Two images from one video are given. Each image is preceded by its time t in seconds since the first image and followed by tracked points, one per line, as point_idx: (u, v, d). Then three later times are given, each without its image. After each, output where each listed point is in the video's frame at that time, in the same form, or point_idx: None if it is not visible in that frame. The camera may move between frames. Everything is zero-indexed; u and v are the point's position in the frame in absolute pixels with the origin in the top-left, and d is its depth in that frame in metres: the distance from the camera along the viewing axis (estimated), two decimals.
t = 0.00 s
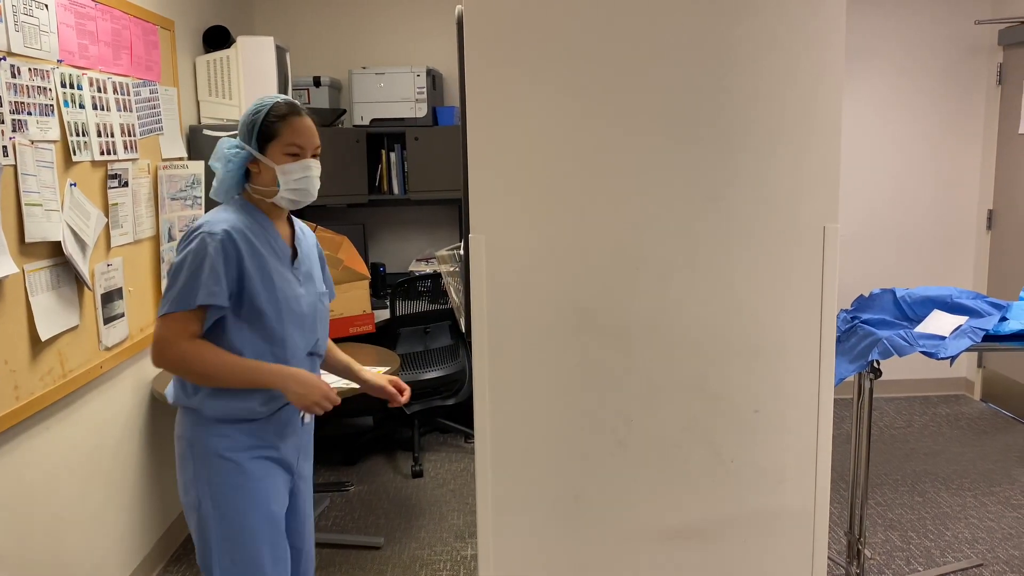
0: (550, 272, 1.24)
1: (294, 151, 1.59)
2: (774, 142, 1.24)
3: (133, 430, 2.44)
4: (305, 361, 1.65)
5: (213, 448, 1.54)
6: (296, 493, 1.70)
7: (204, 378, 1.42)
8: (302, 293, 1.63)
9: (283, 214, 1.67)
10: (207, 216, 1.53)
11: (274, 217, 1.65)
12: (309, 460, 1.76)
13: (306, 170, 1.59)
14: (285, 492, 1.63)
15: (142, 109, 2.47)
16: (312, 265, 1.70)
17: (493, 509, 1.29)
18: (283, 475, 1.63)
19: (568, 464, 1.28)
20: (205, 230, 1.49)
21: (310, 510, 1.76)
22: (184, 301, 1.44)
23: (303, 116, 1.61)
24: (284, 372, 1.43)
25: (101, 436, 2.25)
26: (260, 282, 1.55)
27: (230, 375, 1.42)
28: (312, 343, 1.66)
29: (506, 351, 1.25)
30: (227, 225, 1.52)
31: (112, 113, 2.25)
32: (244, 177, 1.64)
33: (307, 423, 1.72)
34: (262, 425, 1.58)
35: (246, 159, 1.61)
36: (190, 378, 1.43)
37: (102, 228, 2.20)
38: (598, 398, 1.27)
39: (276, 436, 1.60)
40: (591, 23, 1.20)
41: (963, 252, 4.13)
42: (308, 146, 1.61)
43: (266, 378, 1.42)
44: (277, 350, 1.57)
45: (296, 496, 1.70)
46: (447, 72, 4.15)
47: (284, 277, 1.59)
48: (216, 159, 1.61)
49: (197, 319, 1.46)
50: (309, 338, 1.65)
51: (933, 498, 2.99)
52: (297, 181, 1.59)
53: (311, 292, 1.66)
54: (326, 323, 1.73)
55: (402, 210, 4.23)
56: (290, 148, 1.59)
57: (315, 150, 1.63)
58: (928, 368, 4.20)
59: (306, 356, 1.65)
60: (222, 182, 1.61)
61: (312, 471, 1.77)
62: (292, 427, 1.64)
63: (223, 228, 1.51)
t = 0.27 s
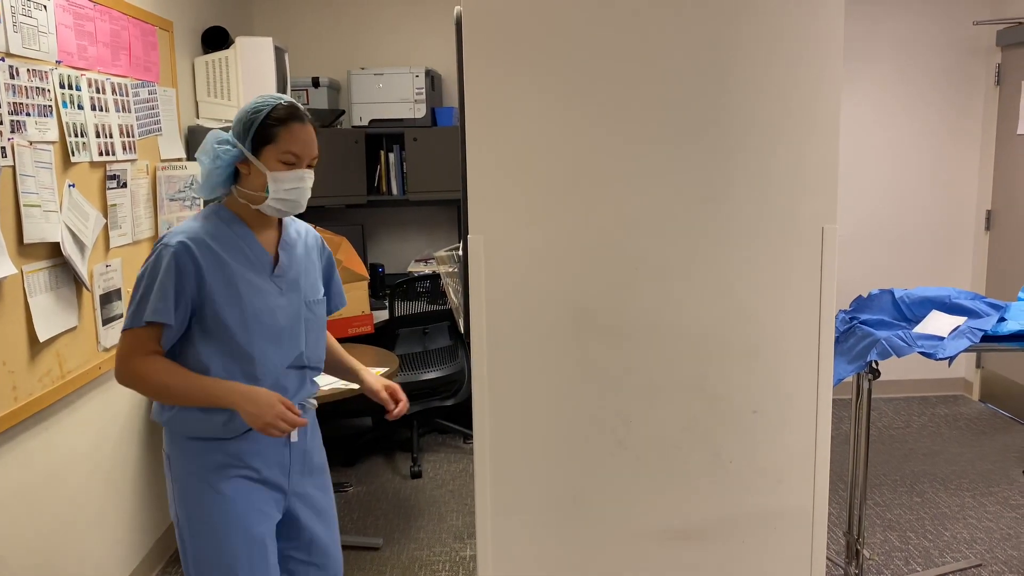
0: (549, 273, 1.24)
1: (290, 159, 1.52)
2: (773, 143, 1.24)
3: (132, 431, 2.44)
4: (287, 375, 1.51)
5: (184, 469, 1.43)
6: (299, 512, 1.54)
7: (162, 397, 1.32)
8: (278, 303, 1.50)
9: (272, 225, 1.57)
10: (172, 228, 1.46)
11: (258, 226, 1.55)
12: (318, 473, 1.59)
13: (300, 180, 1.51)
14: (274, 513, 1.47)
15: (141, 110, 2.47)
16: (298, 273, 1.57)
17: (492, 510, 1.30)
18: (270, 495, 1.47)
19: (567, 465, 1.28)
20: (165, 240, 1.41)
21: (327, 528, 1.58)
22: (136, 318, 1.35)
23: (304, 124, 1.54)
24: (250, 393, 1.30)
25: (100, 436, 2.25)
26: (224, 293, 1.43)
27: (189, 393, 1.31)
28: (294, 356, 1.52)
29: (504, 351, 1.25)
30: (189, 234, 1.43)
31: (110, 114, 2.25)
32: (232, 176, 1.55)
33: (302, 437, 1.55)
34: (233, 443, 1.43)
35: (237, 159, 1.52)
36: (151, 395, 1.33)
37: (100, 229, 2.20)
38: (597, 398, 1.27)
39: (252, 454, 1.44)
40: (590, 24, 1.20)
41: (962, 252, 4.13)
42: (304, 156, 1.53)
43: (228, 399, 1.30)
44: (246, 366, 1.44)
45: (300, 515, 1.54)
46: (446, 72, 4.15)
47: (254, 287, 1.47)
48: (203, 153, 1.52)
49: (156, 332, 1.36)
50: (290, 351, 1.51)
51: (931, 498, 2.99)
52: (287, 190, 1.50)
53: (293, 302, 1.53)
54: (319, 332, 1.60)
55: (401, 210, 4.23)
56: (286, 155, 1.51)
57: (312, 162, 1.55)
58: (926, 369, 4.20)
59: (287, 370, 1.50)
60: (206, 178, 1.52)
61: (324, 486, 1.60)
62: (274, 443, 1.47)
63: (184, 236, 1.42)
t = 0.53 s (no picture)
0: (547, 273, 1.24)
1: (292, 157, 1.48)
2: (771, 143, 1.24)
3: (130, 431, 2.44)
4: (289, 379, 1.48)
5: (188, 474, 1.41)
6: (310, 517, 1.49)
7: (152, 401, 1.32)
8: (276, 306, 1.47)
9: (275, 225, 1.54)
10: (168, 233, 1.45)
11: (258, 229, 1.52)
12: (331, 478, 1.54)
13: (301, 179, 1.47)
14: (279, 519, 1.43)
15: (139, 110, 2.47)
16: (298, 275, 1.54)
17: (491, 510, 1.30)
18: (275, 500, 1.43)
19: (565, 465, 1.28)
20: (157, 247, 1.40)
21: (342, 535, 1.53)
22: (131, 327, 1.35)
23: (308, 121, 1.50)
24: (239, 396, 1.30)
25: (99, 437, 2.24)
26: (219, 298, 1.42)
27: (179, 396, 1.31)
28: (294, 360, 1.48)
29: (503, 352, 1.25)
30: (182, 239, 1.42)
31: (109, 115, 2.25)
32: (233, 173, 1.53)
33: (308, 440, 1.51)
34: (234, 447, 1.41)
35: (238, 156, 1.50)
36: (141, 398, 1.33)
37: (98, 229, 2.20)
38: (595, 399, 1.27)
39: (253, 458, 1.42)
40: (589, 24, 1.20)
41: (960, 253, 4.14)
42: (307, 154, 1.49)
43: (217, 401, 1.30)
44: (242, 370, 1.42)
45: (310, 521, 1.49)
46: (445, 73, 4.15)
47: (250, 291, 1.45)
48: (203, 149, 1.50)
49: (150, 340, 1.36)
50: (289, 354, 1.47)
51: (930, 498, 2.99)
52: (288, 189, 1.46)
53: (292, 302, 1.50)
54: (323, 331, 1.57)
55: (400, 211, 4.23)
56: (288, 153, 1.48)
57: (315, 160, 1.51)
58: (925, 369, 4.20)
59: (287, 374, 1.47)
60: (207, 175, 1.51)
61: (338, 491, 1.55)
62: (277, 447, 1.44)
63: (176, 242, 1.41)
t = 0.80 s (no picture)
0: (546, 274, 1.24)
1: (303, 154, 1.45)
2: (769, 144, 1.24)
3: (129, 432, 2.44)
4: (303, 378, 1.47)
5: (202, 470, 1.42)
6: (320, 521, 1.47)
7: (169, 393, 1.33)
8: (292, 305, 1.46)
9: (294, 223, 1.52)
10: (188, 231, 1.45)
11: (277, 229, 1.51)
12: (346, 481, 1.51)
13: (313, 176, 1.44)
14: (289, 519, 1.42)
15: (138, 111, 2.47)
16: (317, 274, 1.52)
17: (490, 510, 1.30)
18: (285, 501, 1.42)
19: (564, 466, 1.28)
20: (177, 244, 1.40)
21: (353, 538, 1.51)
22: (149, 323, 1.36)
23: (319, 115, 1.47)
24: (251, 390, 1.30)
25: (97, 437, 2.24)
26: (236, 296, 1.41)
27: (194, 390, 1.31)
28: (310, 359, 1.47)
29: (502, 352, 1.25)
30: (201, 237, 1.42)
31: (107, 115, 2.24)
32: (252, 173, 1.51)
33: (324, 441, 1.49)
34: (246, 445, 1.41)
35: (253, 156, 1.48)
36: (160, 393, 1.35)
37: (97, 230, 2.20)
38: (594, 399, 1.27)
39: (266, 457, 1.41)
40: (587, 25, 1.20)
41: (959, 253, 4.14)
42: (319, 150, 1.46)
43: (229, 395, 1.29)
44: (258, 370, 1.41)
45: (321, 525, 1.47)
46: (444, 73, 4.15)
47: (267, 289, 1.44)
48: (220, 152, 1.48)
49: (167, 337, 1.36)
50: (304, 354, 1.46)
51: (929, 499, 3.00)
52: (300, 187, 1.44)
53: (309, 302, 1.49)
54: (341, 331, 1.55)
55: (399, 211, 4.23)
56: (299, 150, 1.45)
57: (329, 155, 1.48)
58: (924, 369, 4.21)
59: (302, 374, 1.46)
60: (227, 177, 1.49)
61: (352, 495, 1.52)
62: (289, 447, 1.43)
63: (195, 240, 1.41)
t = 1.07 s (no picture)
0: (544, 274, 1.24)
1: (320, 152, 1.45)
2: (766, 144, 1.24)
3: (128, 432, 2.44)
4: (320, 381, 1.45)
5: (215, 464, 1.41)
6: (329, 520, 1.48)
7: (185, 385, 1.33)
8: (313, 308, 1.45)
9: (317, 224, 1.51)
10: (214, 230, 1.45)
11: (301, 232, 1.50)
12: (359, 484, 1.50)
13: (331, 174, 1.44)
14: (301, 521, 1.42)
15: (137, 111, 2.47)
16: (339, 277, 1.51)
17: (489, 510, 1.30)
18: (297, 500, 1.41)
19: (563, 466, 1.28)
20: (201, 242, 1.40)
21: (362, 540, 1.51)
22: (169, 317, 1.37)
23: (336, 113, 1.46)
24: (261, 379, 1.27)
25: (97, 438, 2.24)
26: (256, 296, 1.41)
27: (209, 379, 1.30)
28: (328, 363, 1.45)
29: (500, 353, 1.26)
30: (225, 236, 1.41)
31: (106, 116, 2.24)
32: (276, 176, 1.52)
33: (341, 445, 1.48)
34: (261, 444, 1.39)
35: (275, 158, 1.49)
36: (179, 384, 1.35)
37: (96, 230, 2.20)
38: (593, 400, 1.28)
39: (280, 458, 1.40)
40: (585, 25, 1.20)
41: (958, 253, 4.15)
42: (336, 147, 1.46)
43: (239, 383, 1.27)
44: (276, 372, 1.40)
45: (329, 524, 1.48)
46: (443, 74, 4.15)
47: (287, 291, 1.43)
48: (246, 157, 1.50)
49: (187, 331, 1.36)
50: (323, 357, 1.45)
51: (927, 499, 3.00)
52: (319, 186, 1.44)
53: (330, 305, 1.48)
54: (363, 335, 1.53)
55: (398, 211, 4.23)
56: (316, 148, 1.45)
57: (347, 152, 1.47)
58: (922, 369, 4.21)
59: (320, 377, 1.45)
60: (253, 182, 1.50)
61: (361, 497, 1.53)
62: (303, 447, 1.42)
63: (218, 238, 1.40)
